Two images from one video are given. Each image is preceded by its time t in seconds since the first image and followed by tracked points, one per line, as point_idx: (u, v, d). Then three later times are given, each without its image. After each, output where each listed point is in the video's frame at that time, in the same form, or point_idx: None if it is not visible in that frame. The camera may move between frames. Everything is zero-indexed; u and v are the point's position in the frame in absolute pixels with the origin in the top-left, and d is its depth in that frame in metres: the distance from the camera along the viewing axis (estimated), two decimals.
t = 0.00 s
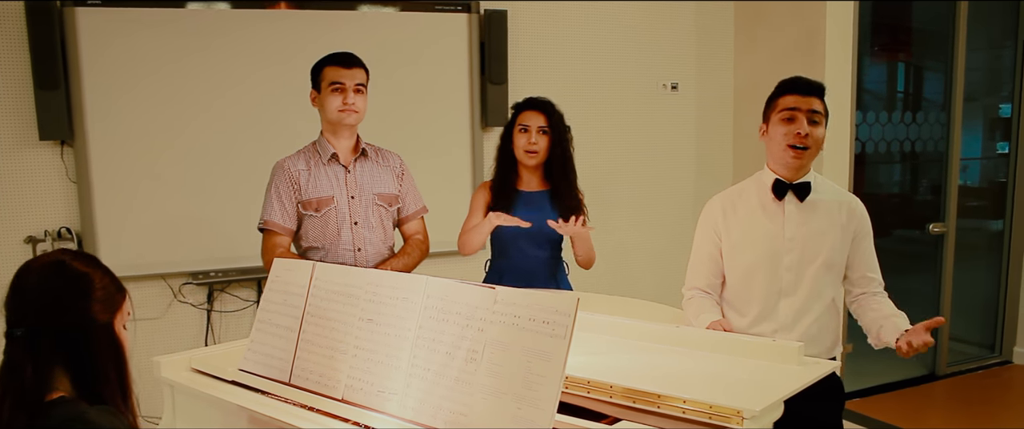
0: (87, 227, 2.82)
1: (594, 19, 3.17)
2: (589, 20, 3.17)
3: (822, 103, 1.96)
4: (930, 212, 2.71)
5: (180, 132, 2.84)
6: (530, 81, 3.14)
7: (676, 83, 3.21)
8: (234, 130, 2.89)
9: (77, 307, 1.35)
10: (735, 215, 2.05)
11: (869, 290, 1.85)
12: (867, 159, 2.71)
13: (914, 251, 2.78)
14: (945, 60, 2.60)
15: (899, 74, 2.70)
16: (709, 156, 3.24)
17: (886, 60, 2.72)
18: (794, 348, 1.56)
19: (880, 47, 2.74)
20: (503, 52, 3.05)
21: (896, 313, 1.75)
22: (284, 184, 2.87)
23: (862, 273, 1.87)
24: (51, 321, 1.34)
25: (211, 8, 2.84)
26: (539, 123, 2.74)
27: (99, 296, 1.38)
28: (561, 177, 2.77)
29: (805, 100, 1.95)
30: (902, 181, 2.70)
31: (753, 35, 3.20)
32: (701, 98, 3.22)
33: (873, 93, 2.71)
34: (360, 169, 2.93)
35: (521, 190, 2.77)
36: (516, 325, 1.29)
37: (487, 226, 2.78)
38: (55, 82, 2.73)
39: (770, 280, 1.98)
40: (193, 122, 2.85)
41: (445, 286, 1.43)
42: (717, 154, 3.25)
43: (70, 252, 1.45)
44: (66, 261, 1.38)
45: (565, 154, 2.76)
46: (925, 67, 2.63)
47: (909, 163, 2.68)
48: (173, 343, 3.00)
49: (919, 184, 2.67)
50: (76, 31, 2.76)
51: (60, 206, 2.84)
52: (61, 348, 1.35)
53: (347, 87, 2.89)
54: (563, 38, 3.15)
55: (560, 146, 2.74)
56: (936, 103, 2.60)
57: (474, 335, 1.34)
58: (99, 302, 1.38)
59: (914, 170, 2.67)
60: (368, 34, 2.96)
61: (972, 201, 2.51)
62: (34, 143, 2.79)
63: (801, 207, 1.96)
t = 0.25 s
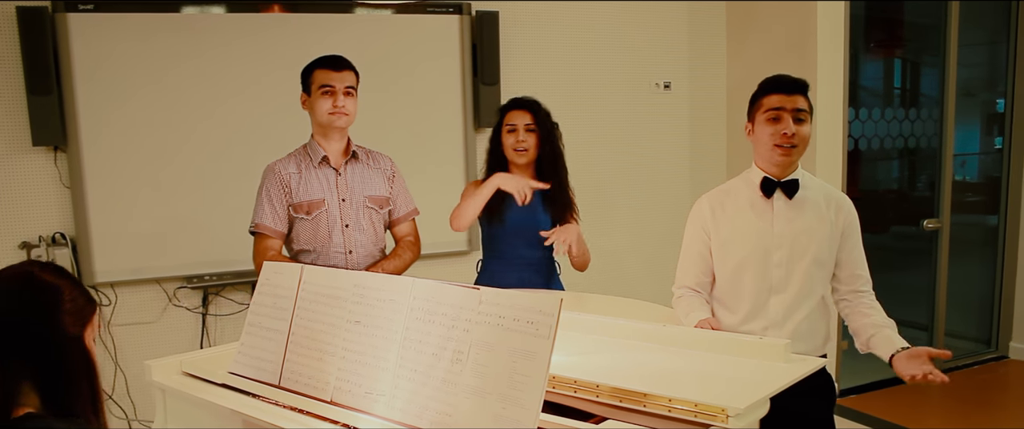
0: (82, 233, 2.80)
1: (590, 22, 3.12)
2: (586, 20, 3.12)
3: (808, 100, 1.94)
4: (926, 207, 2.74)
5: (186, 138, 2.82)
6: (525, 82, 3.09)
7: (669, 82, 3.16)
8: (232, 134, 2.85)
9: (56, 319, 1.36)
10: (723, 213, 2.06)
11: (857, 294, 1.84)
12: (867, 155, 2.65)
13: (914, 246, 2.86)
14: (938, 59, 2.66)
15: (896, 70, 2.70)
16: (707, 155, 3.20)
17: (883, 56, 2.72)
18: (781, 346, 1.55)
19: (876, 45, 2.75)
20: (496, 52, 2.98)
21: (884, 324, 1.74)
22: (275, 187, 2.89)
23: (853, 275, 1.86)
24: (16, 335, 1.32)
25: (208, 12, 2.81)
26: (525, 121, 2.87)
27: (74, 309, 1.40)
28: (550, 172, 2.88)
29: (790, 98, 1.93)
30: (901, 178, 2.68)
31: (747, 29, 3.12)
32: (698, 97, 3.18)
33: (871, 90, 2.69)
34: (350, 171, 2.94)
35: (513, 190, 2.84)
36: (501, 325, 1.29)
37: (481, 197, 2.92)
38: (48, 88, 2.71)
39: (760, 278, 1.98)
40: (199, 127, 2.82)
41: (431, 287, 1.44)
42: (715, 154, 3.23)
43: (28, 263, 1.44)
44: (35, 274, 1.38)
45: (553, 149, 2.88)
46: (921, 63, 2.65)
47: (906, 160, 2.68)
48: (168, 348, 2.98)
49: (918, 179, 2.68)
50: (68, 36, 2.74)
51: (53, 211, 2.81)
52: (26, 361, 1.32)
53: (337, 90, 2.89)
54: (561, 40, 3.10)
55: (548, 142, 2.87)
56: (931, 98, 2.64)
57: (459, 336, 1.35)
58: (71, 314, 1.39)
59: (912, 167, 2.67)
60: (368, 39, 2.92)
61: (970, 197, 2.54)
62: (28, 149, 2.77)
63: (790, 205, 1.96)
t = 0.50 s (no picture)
0: (76, 237, 2.81)
1: (579, 22, 3.02)
2: (578, 20, 3.03)
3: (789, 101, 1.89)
4: (920, 206, 2.59)
5: (185, 142, 2.83)
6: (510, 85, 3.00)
7: (664, 82, 3.00)
8: (224, 138, 2.85)
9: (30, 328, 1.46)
10: (712, 214, 2.07)
11: (840, 302, 1.83)
12: (860, 154, 2.59)
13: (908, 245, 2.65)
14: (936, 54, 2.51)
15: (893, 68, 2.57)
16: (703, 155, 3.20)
17: (881, 55, 2.59)
18: (765, 346, 1.55)
19: (873, 42, 2.60)
20: (489, 54, 2.95)
21: (860, 343, 1.74)
22: (265, 190, 2.88)
23: (838, 280, 1.84)
24: None
25: (204, 15, 2.82)
26: (514, 121, 2.88)
27: (49, 319, 1.48)
28: (545, 171, 2.82)
29: (771, 102, 1.89)
30: (900, 177, 2.58)
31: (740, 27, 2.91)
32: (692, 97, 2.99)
33: (868, 89, 2.56)
34: (341, 174, 2.93)
35: (506, 190, 2.79)
36: (484, 327, 1.30)
37: (491, 170, 2.82)
38: (41, 92, 2.73)
39: (748, 279, 1.98)
40: (197, 131, 2.83)
41: (417, 289, 1.44)
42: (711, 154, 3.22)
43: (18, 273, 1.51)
44: (11, 285, 1.46)
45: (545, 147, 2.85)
46: (919, 62, 2.52)
47: (905, 160, 2.57)
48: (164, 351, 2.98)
49: (917, 178, 2.56)
50: (61, 41, 2.75)
51: (48, 215, 2.81)
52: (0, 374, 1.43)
53: (326, 92, 2.88)
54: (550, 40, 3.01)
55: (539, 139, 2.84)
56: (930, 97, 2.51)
57: (443, 337, 1.35)
58: (47, 324, 1.48)
59: (912, 165, 2.56)
60: (362, 42, 2.92)
61: (969, 197, 2.45)
62: (22, 153, 2.78)
63: (779, 205, 1.96)
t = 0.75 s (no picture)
0: (83, 238, 2.82)
1: (583, 24, 3.06)
2: (581, 22, 3.06)
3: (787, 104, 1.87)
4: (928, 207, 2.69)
5: (190, 144, 2.84)
6: (518, 86, 3.04)
7: (669, 83, 3.06)
8: (230, 140, 2.87)
9: (30, 329, 1.48)
10: (711, 216, 2.07)
11: (838, 307, 1.79)
12: (869, 155, 2.69)
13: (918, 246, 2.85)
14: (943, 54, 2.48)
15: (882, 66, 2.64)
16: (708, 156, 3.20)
17: (894, 55, 2.63)
18: (760, 349, 1.54)
19: (886, 43, 2.67)
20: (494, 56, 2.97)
21: (853, 353, 1.73)
22: (265, 192, 2.89)
23: (838, 284, 1.80)
24: None
25: (214, 18, 2.84)
26: (515, 124, 2.88)
27: (49, 320, 1.51)
28: (544, 172, 2.85)
29: (768, 106, 1.87)
30: (912, 178, 2.62)
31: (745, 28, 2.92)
32: (698, 97, 3.06)
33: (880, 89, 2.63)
34: (341, 176, 2.94)
35: (507, 193, 2.79)
36: (476, 329, 1.30)
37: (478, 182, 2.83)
38: (48, 95, 2.74)
39: (746, 281, 1.97)
40: (203, 133, 2.85)
41: (410, 291, 1.45)
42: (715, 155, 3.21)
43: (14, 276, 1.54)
44: (12, 286, 1.49)
45: (546, 148, 2.87)
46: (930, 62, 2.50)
47: (916, 161, 2.58)
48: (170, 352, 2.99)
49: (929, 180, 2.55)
50: (67, 44, 2.76)
51: (54, 217, 2.82)
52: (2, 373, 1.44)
53: (326, 95, 2.88)
54: (554, 41, 3.04)
55: (541, 141, 2.87)
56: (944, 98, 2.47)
57: (436, 339, 1.36)
58: (47, 325, 1.51)
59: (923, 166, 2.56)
60: (366, 45, 2.94)
61: (982, 199, 2.36)
62: (29, 155, 2.79)
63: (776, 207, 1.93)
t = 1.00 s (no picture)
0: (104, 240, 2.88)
1: (600, 24, 3.02)
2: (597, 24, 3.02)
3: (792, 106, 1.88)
4: (948, 207, 2.71)
5: (207, 148, 2.89)
6: (532, 89, 3.01)
7: (687, 86, 2.97)
8: (248, 145, 2.93)
9: (42, 320, 1.46)
10: (721, 220, 2.02)
11: (860, 305, 1.79)
12: (892, 156, 2.80)
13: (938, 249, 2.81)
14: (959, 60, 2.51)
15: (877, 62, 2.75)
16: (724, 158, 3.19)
17: (919, 55, 2.64)
18: (766, 353, 1.53)
19: (909, 43, 2.70)
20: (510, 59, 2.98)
21: (884, 348, 1.73)
22: (279, 196, 2.89)
23: (855, 281, 1.81)
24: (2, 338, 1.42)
25: (237, 22, 2.90)
26: (526, 129, 2.78)
27: (61, 313, 1.49)
28: (555, 175, 2.77)
29: (774, 107, 1.88)
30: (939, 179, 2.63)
31: (761, 29, 2.88)
32: (715, 100, 2.97)
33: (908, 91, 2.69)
34: (354, 179, 2.91)
35: (520, 197, 2.76)
36: (479, 333, 1.30)
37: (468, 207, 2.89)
38: (70, 100, 2.80)
39: (756, 284, 1.94)
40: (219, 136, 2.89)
41: (415, 295, 1.45)
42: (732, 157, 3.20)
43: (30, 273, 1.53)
44: (23, 281, 1.48)
45: (556, 152, 2.78)
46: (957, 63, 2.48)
47: (944, 160, 2.57)
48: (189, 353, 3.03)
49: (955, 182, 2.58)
50: (88, 51, 2.81)
51: (77, 220, 2.88)
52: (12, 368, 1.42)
53: (339, 99, 2.91)
54: (568, 43, 3.01)
55: (551, 144, 2.78)
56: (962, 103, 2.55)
57: (440, 342, 1.36)
58: (58, 321, 1.48)
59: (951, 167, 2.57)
60: (381, 48, 2.96)
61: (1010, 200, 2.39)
62: (52, 160, 2.85)
63: (786, 209, 1.92)
